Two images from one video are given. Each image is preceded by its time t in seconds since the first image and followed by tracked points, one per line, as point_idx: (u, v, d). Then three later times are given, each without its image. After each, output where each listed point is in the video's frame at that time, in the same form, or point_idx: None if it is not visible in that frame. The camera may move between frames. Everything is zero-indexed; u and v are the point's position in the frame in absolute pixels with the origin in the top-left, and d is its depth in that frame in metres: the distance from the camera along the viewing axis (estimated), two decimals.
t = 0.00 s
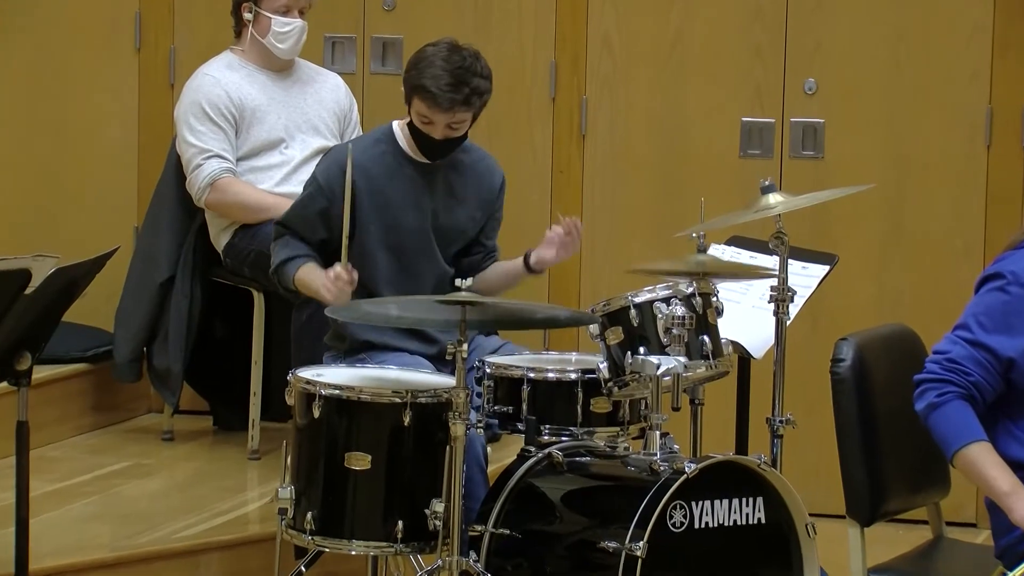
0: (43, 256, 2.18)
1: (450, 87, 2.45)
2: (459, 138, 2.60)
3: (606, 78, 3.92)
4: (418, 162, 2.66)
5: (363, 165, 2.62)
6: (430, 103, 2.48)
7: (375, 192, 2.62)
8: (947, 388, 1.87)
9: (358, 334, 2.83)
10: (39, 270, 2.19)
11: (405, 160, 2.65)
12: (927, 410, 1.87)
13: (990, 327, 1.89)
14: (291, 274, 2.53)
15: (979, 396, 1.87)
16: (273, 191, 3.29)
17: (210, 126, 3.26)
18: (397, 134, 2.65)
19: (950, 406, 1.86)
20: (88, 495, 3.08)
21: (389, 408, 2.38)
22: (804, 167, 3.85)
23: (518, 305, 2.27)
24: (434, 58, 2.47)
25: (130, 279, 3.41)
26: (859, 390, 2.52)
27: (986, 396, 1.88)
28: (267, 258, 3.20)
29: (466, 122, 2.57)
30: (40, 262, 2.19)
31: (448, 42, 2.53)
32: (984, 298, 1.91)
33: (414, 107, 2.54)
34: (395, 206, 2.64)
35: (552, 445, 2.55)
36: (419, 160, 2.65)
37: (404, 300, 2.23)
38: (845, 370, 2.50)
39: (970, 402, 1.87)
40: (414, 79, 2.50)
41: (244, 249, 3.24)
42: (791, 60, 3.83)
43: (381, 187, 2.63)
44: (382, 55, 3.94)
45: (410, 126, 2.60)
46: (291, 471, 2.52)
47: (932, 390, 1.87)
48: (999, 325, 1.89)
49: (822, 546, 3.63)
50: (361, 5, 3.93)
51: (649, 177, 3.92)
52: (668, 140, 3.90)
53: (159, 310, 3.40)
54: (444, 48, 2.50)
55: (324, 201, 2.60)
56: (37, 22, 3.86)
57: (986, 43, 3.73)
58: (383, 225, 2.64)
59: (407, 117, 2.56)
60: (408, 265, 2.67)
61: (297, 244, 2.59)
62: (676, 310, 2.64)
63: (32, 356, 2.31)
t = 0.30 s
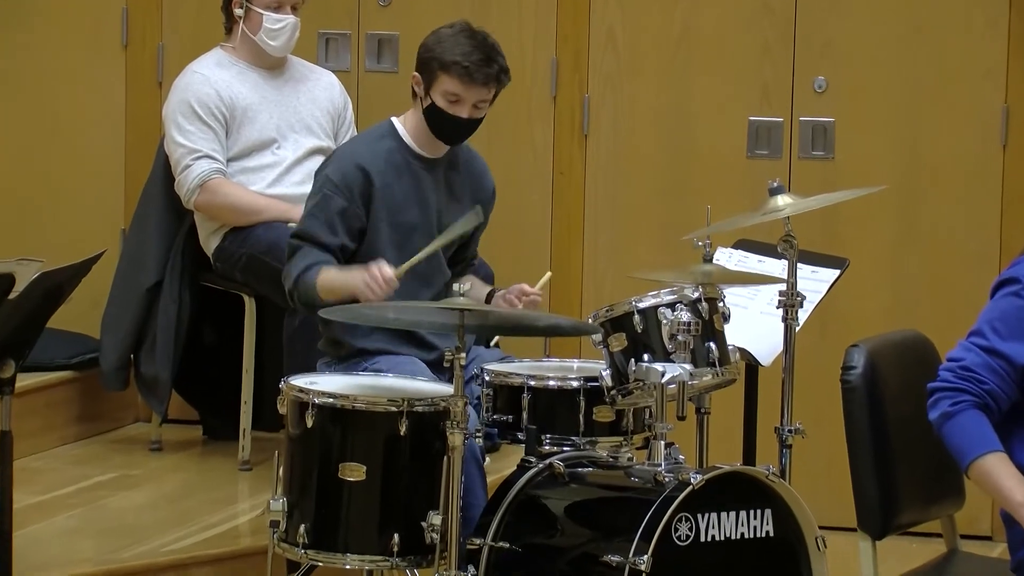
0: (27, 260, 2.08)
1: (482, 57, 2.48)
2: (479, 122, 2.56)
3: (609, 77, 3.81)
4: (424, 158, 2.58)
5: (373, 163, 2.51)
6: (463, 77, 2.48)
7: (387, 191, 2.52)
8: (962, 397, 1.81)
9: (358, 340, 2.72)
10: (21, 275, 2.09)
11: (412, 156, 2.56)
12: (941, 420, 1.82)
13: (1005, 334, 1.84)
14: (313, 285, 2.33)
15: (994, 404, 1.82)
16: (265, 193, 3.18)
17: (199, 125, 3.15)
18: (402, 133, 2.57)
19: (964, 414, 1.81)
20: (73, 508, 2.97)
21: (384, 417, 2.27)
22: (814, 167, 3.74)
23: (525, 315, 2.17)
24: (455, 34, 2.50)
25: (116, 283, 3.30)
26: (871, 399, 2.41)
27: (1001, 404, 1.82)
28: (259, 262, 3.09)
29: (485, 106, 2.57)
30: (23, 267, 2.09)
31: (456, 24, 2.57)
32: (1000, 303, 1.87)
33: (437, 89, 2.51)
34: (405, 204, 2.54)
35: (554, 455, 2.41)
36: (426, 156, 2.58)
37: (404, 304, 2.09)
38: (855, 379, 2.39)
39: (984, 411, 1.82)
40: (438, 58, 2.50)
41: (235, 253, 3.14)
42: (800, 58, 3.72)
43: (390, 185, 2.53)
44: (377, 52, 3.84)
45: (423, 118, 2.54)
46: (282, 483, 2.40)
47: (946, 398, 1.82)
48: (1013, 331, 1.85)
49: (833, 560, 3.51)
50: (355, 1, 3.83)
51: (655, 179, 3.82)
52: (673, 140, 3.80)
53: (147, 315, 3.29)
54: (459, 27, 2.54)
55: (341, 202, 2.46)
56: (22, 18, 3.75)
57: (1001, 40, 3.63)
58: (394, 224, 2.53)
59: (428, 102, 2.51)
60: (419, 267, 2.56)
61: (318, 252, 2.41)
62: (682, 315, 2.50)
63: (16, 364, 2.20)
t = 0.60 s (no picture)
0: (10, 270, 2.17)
1: (471, 42, 2.44)
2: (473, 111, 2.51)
3: (612, 78, 3.72)
4: (415, 161, 2.49)
5: (368, 170, 2.41)
6: (459, 64, 2.43)
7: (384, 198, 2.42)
8: (976, 411, 1.80)
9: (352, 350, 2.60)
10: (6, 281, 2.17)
11: (404, 160, 2.47)
12: (955, 433, 1.80)
13: (1020, 345, 1.85)
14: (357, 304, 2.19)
15: (1007, 417, 1.82)
16: (256, 199, 3.08)
17: (188, 129, 3.06)
18: (390, 137, 2.48)
19: (978, 427, 1.80)
20: (58, 524, 2.85)
21: (379, 429, 2.17)
22: (823, 172, 3.65)
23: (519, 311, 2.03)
24: (438, 25, 2.45)
25: (102, 292, 3.20)
26: (883, 411, 2.32)
27: (1014, 417, 1.82)
28: (249, 269, 2.99)
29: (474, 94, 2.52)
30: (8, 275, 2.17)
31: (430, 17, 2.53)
32: (1012, 313, 1.87)
33: (430, 82, 2.44)
34: (400, 211, 2.45)
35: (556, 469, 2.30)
36: (415, 159, 2.49)
37: (398, 305, 1.97)
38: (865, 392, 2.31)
39: (998, 423, 1.81)
40: (426, 50, 2.44)
41: (225, 260, 3.04)
42: (808, 59, 3.63)
43: (385, 192, 2.43)
44: (372, 53, 3.74)
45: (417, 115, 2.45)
46: (273, 499, 2.29)
47: (959, 412, 1.81)
48: None
49: None
50: None
51: (660, 184, 3.72)
52: (679, 144, 3.70)
53: (135, 325, 3.19)
54: (437, 18, 2.49)
55: (347, 213, 2.34)
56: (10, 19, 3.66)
57: (1015, 41, 3.55)
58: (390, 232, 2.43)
59: (424, 97, 2.43)
60: (422, 275, 2.47)
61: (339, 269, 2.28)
62: (686, 324, 2.41)
63: None
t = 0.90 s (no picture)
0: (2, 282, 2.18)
1: (464, 33, 2.38)
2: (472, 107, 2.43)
3: (615, 81, 3.63)
4: (413, 163, 2.39)
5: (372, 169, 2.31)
6: (457, 56, 2.36)
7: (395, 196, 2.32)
8: (986, 426, 1.72)
9: (347, 361, 2.48)
10: None
11: (402, 162, 2.37)
12: (965, 450, 1.72)
13: None
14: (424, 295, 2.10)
15: (1019, 432, 1.72)
16: (247, 207, 2.99)
17: (178, 134, 2.96)
18: (388, 139, 2.38)
19: (989, 445, 1.71)
20: (43, 541, 2.73)
21: (375, 444, 2.07)
22: (833, 179, 3.56)
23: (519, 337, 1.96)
24: (426, 21, 2.38)
25: (90, 303, 3.10)
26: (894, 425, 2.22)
27: None
28: (241, 279, 2.90)
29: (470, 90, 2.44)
30: None
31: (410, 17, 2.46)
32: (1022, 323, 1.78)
33: (429, 80, 2.35)
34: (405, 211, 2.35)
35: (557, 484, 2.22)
36: (414, 161, 2.39)
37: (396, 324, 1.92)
38: (877, 405, 2.21)
39: (1011, 439, 1.72)
40: (420, 47, 2.36)
41: (215, 270, 2.95)
42: (817, 64, 3.55)
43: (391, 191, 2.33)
44: (367, 55, 3.65)
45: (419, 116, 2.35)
46: (264, 516, 2.19)
47: (970, 427, 1.73)
48: None
49: None
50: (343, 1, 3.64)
51: (666, 192, 3.63)
52: (685, 149, 3.61)
53: (123, 335, 3.09)
54: (421, 16, 2.42)
55: (365, 210, 2.24)
56: None
57: None
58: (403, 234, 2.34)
59: (427, 94, 2.34)
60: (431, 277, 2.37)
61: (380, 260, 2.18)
62: (691, 336, 2.29)
63: None
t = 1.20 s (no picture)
0: None
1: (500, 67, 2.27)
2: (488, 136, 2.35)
3: (618, 85, 3.55)
4: (410, 175, 2.30)
5: (357, 182, 2.22)
6: (494, 93, 2.25)
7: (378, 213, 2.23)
8: (1003, 442, 1.77)
9: (340, 374, 2.38)
10: None
11: (397, 173, 2.28)
12: (983, 466, 1.77)
13: None
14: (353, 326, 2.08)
15: None
16: (237, 215, 2.89)
17: (166, 140, 2.86)
18: (384, 147, 2.28)
19: (1006, 461, 1.76)
20: (25, 561, 2.62)
21: (369, 460, 1.97)
22: (843, 185, 3.47)
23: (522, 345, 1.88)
24: (464, 51, 2.23)
25: (75, 315, 3.00)
26: (910, 445, 2.12)
27: None
28: (231, 289, 2.80)
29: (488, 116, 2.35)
30: None
31: (439, 37, 2.29)
32: None
33: (464, 114, 2.24)
34: (395, 226, 2.26)
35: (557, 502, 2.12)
36: (411, 173, 2.30)
37: (392, 337, 1.85)
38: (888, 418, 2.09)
39: None
40: (460, 81, 2.22)
41: (204, 280, 2.84)
42: (826, 67, 3.46)
43: (376, 206, 2.23)
44: (362, 59, 3.59)
45: (443, 146, 2.26)
46: (254, 537, 2.09)
47: (987, 443, 1.78)
48: None
49: None
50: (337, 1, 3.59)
51: (670, 200, 3.54)
52: (689, 156, 3.52)
53: (109, 348, 2.99)
54: (454, 41, 2.27)
55: (335, 227, 2.16)
56: None
57: None
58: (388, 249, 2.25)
59: (461, 130, 2.24)
60: (417, 295, 2.29)
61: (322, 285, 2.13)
62: (696, 348, 2.18)
63: None
